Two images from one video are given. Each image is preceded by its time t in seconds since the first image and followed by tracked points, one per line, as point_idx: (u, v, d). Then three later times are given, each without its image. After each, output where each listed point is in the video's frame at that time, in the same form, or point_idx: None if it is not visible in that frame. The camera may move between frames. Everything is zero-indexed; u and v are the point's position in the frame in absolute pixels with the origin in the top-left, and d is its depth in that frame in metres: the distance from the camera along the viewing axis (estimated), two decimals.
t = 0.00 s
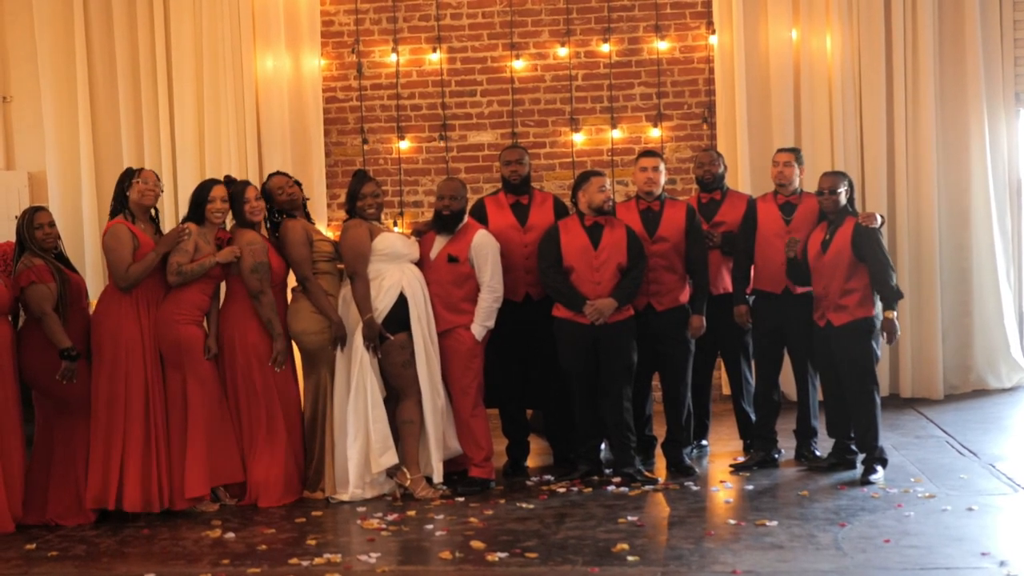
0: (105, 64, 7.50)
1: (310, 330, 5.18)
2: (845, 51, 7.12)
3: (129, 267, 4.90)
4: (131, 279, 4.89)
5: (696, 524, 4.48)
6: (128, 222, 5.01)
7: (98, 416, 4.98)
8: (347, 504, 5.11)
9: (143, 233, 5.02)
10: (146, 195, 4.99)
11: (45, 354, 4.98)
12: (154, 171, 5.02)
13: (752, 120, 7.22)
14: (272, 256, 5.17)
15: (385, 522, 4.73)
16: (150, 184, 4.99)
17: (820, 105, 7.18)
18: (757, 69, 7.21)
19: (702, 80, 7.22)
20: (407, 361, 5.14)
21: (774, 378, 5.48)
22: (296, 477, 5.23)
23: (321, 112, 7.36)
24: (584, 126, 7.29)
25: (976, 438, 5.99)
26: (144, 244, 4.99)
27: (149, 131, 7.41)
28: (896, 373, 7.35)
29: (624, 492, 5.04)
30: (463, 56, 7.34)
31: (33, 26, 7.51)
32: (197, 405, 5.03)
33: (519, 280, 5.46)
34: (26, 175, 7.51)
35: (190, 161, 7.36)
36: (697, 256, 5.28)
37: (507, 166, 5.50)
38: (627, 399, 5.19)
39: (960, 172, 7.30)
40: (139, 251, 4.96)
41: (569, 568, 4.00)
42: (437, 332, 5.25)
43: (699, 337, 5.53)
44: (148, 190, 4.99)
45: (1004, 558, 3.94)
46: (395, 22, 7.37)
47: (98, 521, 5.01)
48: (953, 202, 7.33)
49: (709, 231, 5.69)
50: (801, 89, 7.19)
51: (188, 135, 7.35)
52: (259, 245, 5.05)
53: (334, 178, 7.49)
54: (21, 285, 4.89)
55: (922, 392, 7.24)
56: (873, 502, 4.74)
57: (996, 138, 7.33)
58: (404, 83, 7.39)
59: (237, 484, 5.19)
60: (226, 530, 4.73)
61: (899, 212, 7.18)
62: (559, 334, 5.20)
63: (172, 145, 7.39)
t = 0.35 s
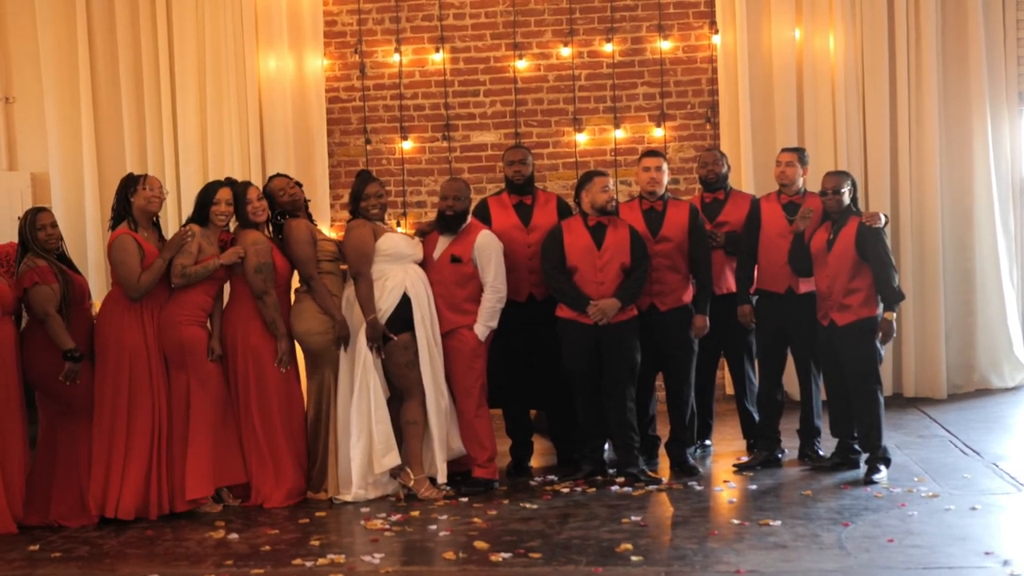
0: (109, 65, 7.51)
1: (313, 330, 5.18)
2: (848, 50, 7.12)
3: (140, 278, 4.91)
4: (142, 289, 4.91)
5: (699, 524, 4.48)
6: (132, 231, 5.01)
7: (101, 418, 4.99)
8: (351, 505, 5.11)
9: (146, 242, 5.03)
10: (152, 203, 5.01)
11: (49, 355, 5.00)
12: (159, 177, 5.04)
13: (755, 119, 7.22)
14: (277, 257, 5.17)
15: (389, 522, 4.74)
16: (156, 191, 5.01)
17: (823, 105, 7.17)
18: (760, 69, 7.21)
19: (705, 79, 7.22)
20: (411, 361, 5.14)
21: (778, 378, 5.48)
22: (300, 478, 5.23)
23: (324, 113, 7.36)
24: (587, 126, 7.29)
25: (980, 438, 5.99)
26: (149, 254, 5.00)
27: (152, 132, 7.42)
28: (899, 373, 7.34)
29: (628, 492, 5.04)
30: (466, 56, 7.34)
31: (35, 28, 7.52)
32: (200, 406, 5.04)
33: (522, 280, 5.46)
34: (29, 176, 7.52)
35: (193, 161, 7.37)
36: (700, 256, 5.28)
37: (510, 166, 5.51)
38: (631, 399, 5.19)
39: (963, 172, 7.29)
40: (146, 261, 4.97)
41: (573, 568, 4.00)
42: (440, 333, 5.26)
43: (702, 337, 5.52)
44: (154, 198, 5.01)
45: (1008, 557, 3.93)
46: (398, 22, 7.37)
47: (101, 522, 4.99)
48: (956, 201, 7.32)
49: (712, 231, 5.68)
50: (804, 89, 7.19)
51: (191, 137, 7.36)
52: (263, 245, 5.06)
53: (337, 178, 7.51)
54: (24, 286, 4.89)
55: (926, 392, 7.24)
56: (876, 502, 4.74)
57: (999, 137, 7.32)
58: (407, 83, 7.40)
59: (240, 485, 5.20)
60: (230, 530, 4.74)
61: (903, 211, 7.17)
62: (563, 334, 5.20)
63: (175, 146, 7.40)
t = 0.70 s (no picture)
0: (111, 64, 7.51)
1: (317, 330, 5.18)
2: (851, 49, 7.11)
3: (140, 271, 4.92)
4: (142, 282, 4.91)
5: (703, 523, 4.48)
6: (137, 225, 5.01)
7: (106, 417, 5.00)
8: (354, 504, 5.11)
9: (152, 236, 5.04)
10: (153, 201, 5.01)
11: (52, 355, 4.98)
12: (157, 173, 5.03)
13: (758, 118, 7.21)
14: (280, 257, 5.17)
15: (392, 522, 4.74)
16: (156, 189, 5.01)
17: (826, 104, 7.17)
18: (763, 67, 7.21)
19: (708, 78, 7.21)
20: (414, 360, 5.14)
21: (781, 377, 5.47)
22: (303, 477, 5.24)
23: (327, 113, 7.36)
24: (589, 125, 7.29)
25: (984, 437, 5.97)
26: (153, 247, 5.00)
27: (155, 131, 7.42)
28: (903, 372, 7.34)
29: (631, 491, 5.04)
30: (468, 55, 7.33)
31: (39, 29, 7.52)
32: (204, 405, 5.04)
33: (525, 280, 5.45)
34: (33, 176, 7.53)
35: (196, 161, 7.37)
36: (704, 255, 5.28)
37: (513, 166, 5.50)
38: (634, 399, 5.18)
39: (967, 171, 7.28)
40: (149, 255, 4.98)
41: (576, 567, 4.00)
42: (443, 333, 5.26)
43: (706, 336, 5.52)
44: (155, 194, 5.01)
45: (1012, 557, 3.92)
46: (400, 22, 7.37)
47: (105, 521, 5.02)
48: (960, 200, 7.31)
49: (715, 230, 5.67)
50: (807, 88, 7.18)
51: (194, 138, 7.37)
52: (264, 245, 5.07)
53: (339, 178, 7.50)
54: (28, 286, 4.89)
55: (930, 391, 7.23)
56: (880, 502, 4.73)
57: (1003, 136, 7.30)
58: (409, 83, 7.39)
59: (243, 483, 5.20)
60: (233, 530, 4.74)
61: (906, 210, 7.16)
62: (566, 333, 5.20)
63: (178, 145, 7.40)
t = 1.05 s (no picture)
0: (118, 63, 7.52)
1: (325, 329, 5.19)
2: (859, 47, 7.09)
3: (146, 264, 4.92)
4: (146, 274, 4.91)
5: (712, 522, 4.47)
6: (149, 220, 5.02)
7: (115, 416, 5.01)
8: (362, 503, 5.11)
9: (163, 232, 5.04)
10: (160, 201, 5.02)
11: (62, 355, 5.01)
12: (162, 173, 5.02)
13: (765, 116, 7.20)
14: (288, 256, 5.17)
15: (400, 521, 4.73)
16: (161, 189, 5.01)
17: (834, 102, 7.15)
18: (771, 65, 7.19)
19: (716, 77, 7.20)
20: (422, 359, 5.14)
21: (790, 376, 5.46)
22: (310, 476, 5.24)
23: (334, 112, 7.36)
24: (597, 123, 7.28)
25: (993, 436, 5.95)
26: (164, 243, 5.00)
27: (162, 130, 7.44)
28: (912, 370, 7.31)
29: (640, 490, 5.03)
30: (476, 54, 7.33)
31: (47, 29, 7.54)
32: (212, 404, 5.04)
33: (533, 279, 5.45)
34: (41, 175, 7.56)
35: (203, 160, 7.38)
36: (712, 254, 5.27)
37: (521, 164, 5.49)
38: (642, 397, 5.18)
39: (976, 169, 7.26)
40: (157, 250, 4.98)
41: (585, 566, 3.99)
42: (451, 332, 5.25)
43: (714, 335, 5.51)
44: (161, 194, 5.01)
45: (1022, 557, 3.91)
46: (407, 21, 7.36)
47: (113, 519, 5.03)
48: (968, 198, 7.29)
49: (723, 228, 5.65)
50: (815, 86, 7.16)
51: (202, 138, 7.38)
52: (272, 244, 5.07)
53: (346, 177, 7.49)
54: (36, 286, 4.90)
55: (939, 390, 7.21)
56: (889, 501, 4.72)
57: (1012, 133, 7.27)
58: (416, 82, 7.39)
59: (251, 482, 5.21)
60: (242, 529, 4.74)
61: (915, 208, 7.13)
62: (574, 332, 5.19)
63: (186, 144, 7.42)
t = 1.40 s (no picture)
0: (144, 64, 7.57)
1: (352, 328, 5.21)
2: (885, 45, 7.05)
3: (171, 265, 4.97)
4: (172, 276, 4.96)
5: (737, 522, 4.46)
6: (178, 224, 5.07)
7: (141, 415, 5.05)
8: (387, 502, 5.13)
9: (190, 233, 5.08)
10: (187, 206, 5.05)
11: (88, 354, 5.05)
12: (189, 179, 5.06)
13: (790, 114, 7.17)
14: (313, 255, 5.20)
15: (424, 520, 4.75)
16: (188, 195, 5.04)
17: (860, 100, 7.10)
18: (796, 63, 7.16)
19: (741, 76, 7.18)
20: (447, 359, 5.16)
21: (816, 375, 5.43)
22: (336, 476, 5.26)
23: (359, 113, 7.39)
24: (622, 122, 7.27)
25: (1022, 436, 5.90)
26: (190, 245, 5.04)
27: (188, 131, 7.49)
28: (939, 369, 7.26)
29: (665, 490, 5.02)
30: (500, 54, 7.33)
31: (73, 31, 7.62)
32: (237, 403, 5.08)
33: (558, 278, 5.45)
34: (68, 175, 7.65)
35: (228, 160, 7.43)
36: (737, 253, 5.25)
37: (546, 163, 5.50)
38: (667, 397, 5.17)
39: (1003, 167, 7.19)
40: (184, 252, 5.02)
41: (610, 566, 3.99)
42: (476, 331, 5.26)
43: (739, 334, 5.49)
44: (188, 199, 5.05)
45: None
46: (432, 20, 7.38)
47: (140, 518, 5.07)
48: (996, 196, 7.22)
49: (749, 227, 5.63)
50: (840, 84, 7.13)
51: (227, 138, 7.42)
52: (297, 243, 5.11)
53: (371, 177, 7.52)
54: (62, 285, 4.94)
55: (966, 389, 7.15)
56: (916, 501, 4.69)
57: None
58: (441, 81, 7.40)
59: (277, 482, 5.24)
60: (267, 528, 4.77)
61: (941, 206, 7.08)
62: (599, 332, 5.19)
63: (211, 145, 7.47)
